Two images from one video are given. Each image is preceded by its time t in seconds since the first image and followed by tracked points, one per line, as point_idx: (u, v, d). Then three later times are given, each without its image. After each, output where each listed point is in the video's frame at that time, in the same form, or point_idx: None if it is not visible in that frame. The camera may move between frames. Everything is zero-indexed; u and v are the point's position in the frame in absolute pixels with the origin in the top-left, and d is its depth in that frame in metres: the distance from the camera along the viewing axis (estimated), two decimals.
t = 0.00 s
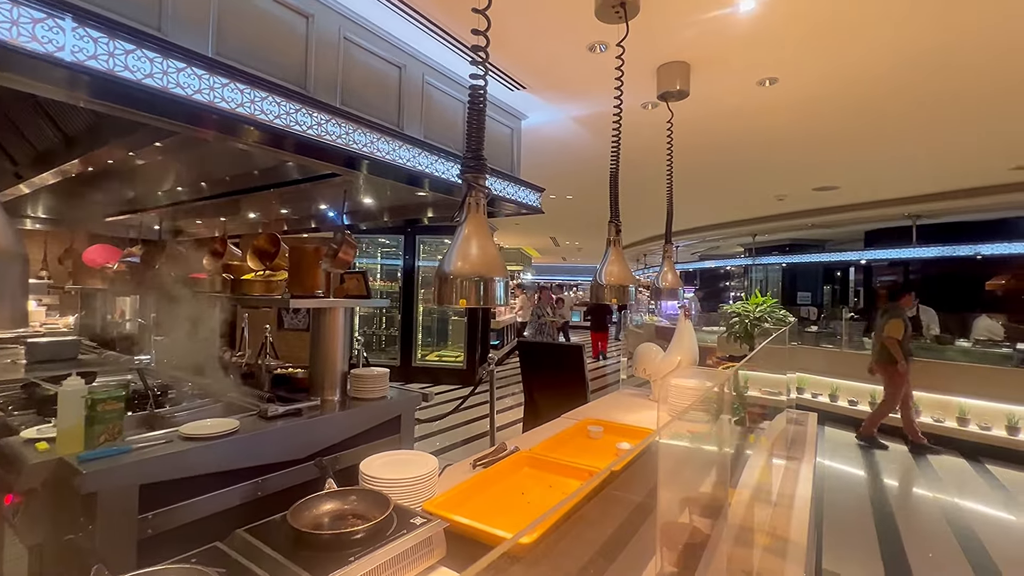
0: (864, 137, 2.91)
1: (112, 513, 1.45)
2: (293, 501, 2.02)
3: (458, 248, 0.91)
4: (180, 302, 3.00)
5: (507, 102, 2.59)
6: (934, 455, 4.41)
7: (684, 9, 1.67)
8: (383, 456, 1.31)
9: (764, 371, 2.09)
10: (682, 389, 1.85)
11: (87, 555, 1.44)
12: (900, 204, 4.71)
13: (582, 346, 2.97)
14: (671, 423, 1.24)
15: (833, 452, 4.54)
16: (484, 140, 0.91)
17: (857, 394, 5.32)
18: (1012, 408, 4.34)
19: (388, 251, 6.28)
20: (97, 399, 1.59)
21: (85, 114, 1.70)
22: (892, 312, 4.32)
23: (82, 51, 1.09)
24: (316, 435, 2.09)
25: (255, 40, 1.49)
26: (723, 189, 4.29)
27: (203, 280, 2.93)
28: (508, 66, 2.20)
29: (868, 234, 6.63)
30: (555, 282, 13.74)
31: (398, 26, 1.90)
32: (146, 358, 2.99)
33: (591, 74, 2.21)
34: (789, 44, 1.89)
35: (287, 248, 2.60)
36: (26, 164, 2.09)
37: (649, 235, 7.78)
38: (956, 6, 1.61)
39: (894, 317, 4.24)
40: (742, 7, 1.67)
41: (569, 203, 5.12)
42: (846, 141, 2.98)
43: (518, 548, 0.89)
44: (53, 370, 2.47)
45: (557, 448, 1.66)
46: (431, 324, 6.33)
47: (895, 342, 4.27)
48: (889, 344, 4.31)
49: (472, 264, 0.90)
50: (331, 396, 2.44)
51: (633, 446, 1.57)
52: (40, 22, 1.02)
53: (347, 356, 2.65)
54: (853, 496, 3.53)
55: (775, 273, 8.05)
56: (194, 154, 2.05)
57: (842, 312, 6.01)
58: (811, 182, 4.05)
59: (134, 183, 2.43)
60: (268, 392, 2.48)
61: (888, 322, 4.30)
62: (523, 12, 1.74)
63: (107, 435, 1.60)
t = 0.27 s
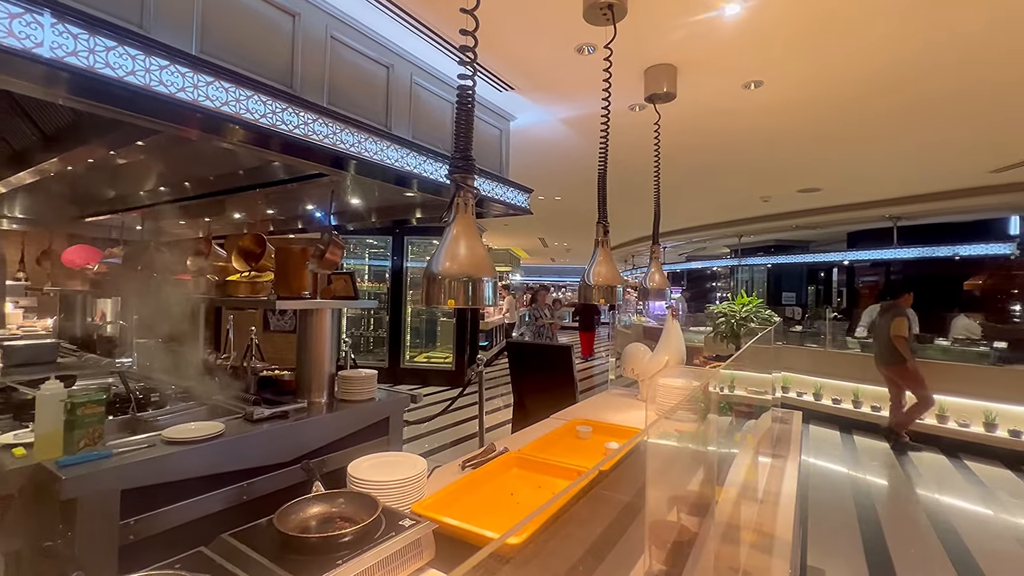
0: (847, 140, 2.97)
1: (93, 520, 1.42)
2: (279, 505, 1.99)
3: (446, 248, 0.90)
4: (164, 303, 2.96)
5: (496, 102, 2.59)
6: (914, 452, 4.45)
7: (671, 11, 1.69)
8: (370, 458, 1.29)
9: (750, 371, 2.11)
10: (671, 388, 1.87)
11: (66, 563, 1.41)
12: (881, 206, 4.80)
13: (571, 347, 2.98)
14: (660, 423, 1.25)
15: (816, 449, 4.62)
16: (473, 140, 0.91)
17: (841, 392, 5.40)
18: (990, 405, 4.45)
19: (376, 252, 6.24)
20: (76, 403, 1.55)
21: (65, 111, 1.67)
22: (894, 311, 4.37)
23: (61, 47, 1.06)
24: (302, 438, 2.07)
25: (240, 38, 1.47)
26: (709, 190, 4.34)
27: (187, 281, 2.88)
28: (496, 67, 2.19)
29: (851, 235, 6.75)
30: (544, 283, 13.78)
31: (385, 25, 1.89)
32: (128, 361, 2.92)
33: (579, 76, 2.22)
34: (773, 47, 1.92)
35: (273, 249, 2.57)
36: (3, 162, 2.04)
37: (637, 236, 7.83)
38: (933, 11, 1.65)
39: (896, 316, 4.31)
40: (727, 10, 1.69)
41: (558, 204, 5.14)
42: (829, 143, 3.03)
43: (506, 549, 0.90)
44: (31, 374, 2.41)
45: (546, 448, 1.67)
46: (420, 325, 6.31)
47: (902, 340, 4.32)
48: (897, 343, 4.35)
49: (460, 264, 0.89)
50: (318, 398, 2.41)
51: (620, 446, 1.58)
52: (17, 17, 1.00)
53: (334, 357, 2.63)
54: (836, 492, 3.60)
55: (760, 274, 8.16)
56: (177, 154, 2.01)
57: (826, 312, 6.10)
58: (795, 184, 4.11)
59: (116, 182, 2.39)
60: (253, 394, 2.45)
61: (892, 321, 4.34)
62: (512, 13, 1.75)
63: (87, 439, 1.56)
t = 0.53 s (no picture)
0: (831, 142, 3.02)
1: (76, 525, 1.39)
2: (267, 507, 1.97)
3: (436, 248, 0.91)
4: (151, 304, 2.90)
5: (485, 103, 2.60)
6: (898, 450, 4.52)
7: (659, 14, 1.71)
8: (360, 460, 1.28)
9: (737, 370, 2.14)
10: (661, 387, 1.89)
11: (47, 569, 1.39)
12: (865, 207, 4.89)
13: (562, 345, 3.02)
14: (650, 422, 1.27)
15: (803, 447, 4.68)
16: (462, 141, 0.91)
17: (827, 391, 5.48)
18: (970, 402, 4.54)
19: (365, 253, 6.21)
20: (59, 406, 1.52)
21: (47, 109, 1.64)
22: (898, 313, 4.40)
23: (42, 44, 1.04)
24: (290, 441, 2.05)
25: (227, 36, 1.46)
26: (697, 191, 4.38)
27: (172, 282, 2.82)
28: (486, 68, 2.20)
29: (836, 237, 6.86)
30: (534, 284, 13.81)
31: (375, 25, 1.88)
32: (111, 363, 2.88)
33: (569, 77, 2.23)
34: (759, 50, 1.95)
35: (260, 249, 2.55)
36: None
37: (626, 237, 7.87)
38: (914, 15, 1.68)
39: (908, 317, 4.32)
40: (714, 14, 1.71)
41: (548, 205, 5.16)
42: (813, 145, 3.08)
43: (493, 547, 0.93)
44: (11, 377, 2.38)
45: (536, 448, 1.67)
46: (410, 326, 6.28)
47: (911, 341, 4.35)
48: (908, 344, 4.36)
49: (450, 265, 0.89)
50: (306, 400, 2.39)
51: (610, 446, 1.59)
52: None
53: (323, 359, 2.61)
54: (822, 490, 3.65)
55: (748, 275, 8.24)
56: (163, 153, 1.99)
57: (812, 312, 6.19)
58: (781, 186, 4.16)
59: (99, 182, 2.35)
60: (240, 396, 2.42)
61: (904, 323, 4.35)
62: (501, 14, 1.75)
63: (70, 444, 1.53)
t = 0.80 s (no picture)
0: (816, 143, 3.06)
1: (57, 528, 1.37)
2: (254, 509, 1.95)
3: (425, 246, 0.90)
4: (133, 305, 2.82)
5: (475, 102, 2.60)
6: (882, 446, 4.62)
7: (647, 15, 1.72)
8: (349, 459, 1.27)
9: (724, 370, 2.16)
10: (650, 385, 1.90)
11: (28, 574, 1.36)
12: (848, 208, 4.97)
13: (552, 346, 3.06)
14: (638, 420, 1.30)
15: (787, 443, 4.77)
16: (452, 139, 0.91)
17: (812, 389, 5.56)
18: (951, 399, 4.59)
19: (354, 253, 6.17)
20: (39, 407, 1.50)
21: (28, 106, 1.60)
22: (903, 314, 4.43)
23: (22, 37, 1.02)
24: (277, 442, 2.03)
25: (214, 32, 1.44)
26: (685, 192, 4.42)
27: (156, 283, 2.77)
28: (475, 67, 2.20)
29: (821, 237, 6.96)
30: (524, 284, 13.82)
31: (363, 23, 1.88)
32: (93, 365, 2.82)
33: (558, 77, 2.24)
34: (746, 52, 1.97)
35: (248, 249, 2.52)
36: None
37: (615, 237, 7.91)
38: (896, 18, 1.72)
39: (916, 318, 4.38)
40: (701, 16, 1.73)
41: (537, 205, 5.17)
42: (798, 146, 3.12)
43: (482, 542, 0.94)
44: None
45: (526, 447, 1.68)
46: (399, 327, 6.25)
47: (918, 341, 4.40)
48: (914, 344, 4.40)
49: (439, 263, 0.89)
50: (294, 401, 2.37)
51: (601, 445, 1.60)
52: None
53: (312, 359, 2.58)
54: (808, 486, 3.71)
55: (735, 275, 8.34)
56: (148, 151, 1.96)
57: (798, 311, 6.28)
58: (768, 187, 4.21)
59: (82, 180, 2.30)
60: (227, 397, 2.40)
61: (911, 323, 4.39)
62: (490, 13, 1.75)
63: (50, 446, 1.50)
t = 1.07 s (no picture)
0: (798, 144, 3.11)
1: (33, 534, 1.33)
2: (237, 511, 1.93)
3: (410, 243, 0.90)
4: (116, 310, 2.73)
5: (461, 102, 2.60)
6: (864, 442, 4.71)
7: (631, 16, 1.74)
8: (334, 460, 1.27)
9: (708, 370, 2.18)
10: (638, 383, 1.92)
11: None
12: (830, 209, 5.06)
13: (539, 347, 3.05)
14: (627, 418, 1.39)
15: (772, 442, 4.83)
16: (436, 137, 0.91)
17: (795, 387, 5.65)
18: (930, 396, 4.67)
19: (341, 253, 6.12)
20: (12, 410, 1.45)
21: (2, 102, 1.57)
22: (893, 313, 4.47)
23: None
24: (261, 443, 2.01)
25: (195, 28, 1.43)
26: (671, 192, 4.46)
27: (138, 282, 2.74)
28: (461, 66, 2.19)
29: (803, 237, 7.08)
30: (511, 284, 13.83)
31: (348, 20, 1.86)
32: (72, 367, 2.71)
33: (545, 77, 2.25)
34: (729, 54, 2.00)
35: (231, 248, 2.49)
36: None
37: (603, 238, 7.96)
38: (874, 22, 1.76)
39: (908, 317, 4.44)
40: (685, 17, 1.75)
41: (525, 206, 5.18)
42: (781, 147, 3.17)
43: (467, 541, 0.97)
44: None
45: (512, 445, 1.68)
46: (386, 327, 6.21)
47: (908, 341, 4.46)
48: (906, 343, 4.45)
49: (424, 261, 0.89)
50: (279, 401, 2.35)
51: (586, 442, 1.61)
52: None
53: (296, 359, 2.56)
54: (791, 482, 3.77)
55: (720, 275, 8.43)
56: (127, 149, 1.93)
57: (781, 310, 6.37)
58: (751, 187, 4.27)
59: (59, 179, 2.26)
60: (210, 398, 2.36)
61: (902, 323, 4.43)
62: (476, 12, 1.75)
63: (25, 450, 1.44)
